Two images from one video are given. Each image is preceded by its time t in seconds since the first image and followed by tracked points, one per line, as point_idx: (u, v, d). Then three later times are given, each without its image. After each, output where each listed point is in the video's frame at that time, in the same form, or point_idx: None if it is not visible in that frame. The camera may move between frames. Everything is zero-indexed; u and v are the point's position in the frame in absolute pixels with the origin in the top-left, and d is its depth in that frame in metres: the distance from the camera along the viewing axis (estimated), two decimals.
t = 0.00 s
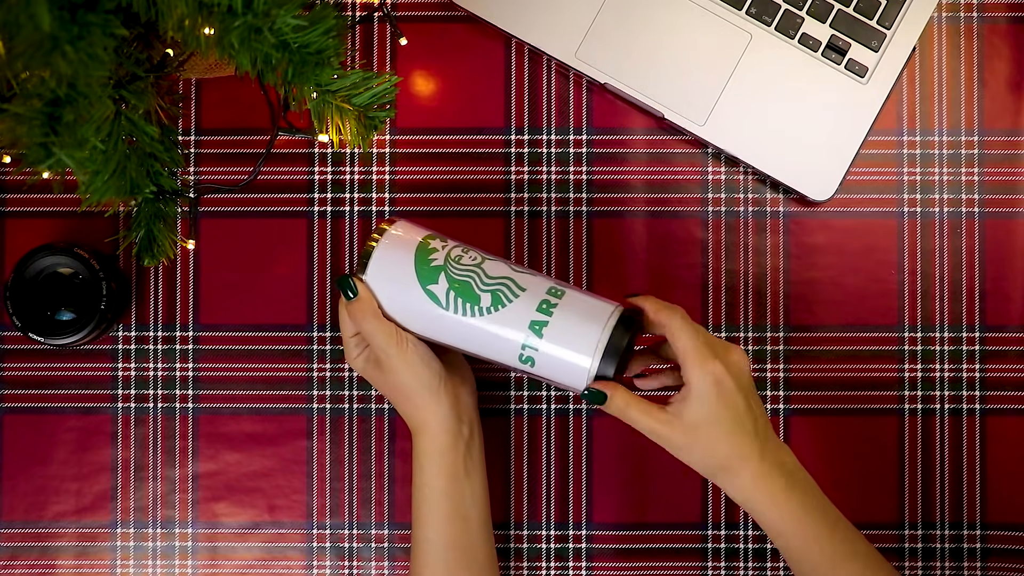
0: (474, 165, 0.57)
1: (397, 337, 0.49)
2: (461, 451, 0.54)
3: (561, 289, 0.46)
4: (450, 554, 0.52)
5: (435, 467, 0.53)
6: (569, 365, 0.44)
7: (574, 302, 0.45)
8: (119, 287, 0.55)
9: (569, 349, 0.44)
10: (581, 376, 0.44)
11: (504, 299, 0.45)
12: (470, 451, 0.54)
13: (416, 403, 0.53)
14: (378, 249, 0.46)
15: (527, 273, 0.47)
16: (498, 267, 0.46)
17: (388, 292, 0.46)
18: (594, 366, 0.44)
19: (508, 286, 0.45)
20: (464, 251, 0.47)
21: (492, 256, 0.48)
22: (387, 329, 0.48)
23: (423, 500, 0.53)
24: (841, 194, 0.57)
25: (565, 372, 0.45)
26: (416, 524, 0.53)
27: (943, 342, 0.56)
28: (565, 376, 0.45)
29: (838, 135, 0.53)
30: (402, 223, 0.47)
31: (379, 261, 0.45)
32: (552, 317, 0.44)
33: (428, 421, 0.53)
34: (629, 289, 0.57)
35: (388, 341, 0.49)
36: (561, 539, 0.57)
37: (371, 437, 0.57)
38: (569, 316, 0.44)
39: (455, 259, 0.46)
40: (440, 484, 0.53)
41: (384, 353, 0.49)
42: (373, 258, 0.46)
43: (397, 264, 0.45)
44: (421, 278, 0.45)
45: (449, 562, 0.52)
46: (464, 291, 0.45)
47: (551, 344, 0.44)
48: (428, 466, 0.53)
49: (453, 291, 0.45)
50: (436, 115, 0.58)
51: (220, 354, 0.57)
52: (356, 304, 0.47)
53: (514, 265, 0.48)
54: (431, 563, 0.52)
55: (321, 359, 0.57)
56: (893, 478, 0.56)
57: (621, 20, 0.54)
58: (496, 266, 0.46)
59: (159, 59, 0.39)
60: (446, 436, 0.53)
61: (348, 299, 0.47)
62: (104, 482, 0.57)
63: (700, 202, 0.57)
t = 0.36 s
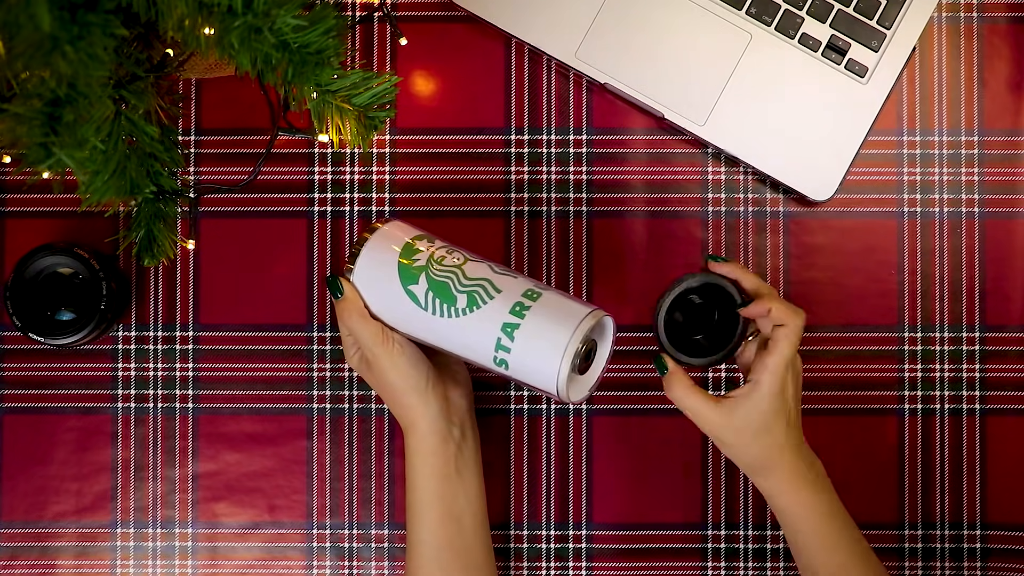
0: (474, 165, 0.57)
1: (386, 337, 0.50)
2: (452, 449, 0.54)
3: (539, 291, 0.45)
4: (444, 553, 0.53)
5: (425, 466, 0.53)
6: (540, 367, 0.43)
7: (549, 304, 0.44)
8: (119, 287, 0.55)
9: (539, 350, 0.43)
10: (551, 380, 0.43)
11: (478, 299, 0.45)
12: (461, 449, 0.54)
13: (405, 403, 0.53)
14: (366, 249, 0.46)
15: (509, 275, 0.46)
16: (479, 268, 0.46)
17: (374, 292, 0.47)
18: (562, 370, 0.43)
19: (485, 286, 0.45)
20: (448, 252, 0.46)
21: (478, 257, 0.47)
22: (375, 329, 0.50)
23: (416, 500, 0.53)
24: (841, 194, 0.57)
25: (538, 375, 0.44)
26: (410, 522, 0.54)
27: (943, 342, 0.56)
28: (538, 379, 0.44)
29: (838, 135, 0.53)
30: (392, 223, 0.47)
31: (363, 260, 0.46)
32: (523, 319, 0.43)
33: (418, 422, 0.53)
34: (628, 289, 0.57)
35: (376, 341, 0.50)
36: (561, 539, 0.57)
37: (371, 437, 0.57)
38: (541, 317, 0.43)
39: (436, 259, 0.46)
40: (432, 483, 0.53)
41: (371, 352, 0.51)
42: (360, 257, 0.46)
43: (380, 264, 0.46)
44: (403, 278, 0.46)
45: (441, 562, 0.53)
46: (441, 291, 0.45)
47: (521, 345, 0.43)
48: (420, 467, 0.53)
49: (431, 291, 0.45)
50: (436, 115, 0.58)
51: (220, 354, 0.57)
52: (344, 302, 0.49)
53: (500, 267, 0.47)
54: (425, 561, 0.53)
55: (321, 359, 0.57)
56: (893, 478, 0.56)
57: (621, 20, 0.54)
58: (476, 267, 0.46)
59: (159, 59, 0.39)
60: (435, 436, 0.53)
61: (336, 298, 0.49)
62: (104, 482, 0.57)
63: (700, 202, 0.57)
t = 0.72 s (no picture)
0: (474, 165, 0.57)
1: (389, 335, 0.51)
2: (452, 448, 0.54)
3: (545, 293, 0.45)
4: (443, 552, 0.53)
5: (424, 465, 0.54)
6: (545, 368, 0.43)
7: (556, 307, 0.44)
8: (119, 287, 0.55)
9: (544, 351, 0.43)
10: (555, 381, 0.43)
11: (484, 299, 0.45)
12: (461, 447, 0.54)
13: (407, 403, 0.53)
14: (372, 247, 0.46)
15: (515, 276, 0.46)
16: (485, 269, 0.46)
17: (378, 290, 0.46)
18: (568, 374, 0.43)
19: (491, 287, 0.45)
20: (454, 252, 0.47)
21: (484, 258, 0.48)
22: (378, 327, 0.51)
23: (416, 498, 0.54)
24: (841, 194, 0.57)
25: (543, 376, 0.44)
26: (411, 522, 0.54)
27: (943, 342, 0.56)
28: (541, 381, 0.44)
29: (838, 135, 0.53)
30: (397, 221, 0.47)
31: (368, 258, 0.46)
32: (529, 320, 0.44)
33: (418, 421, 0.53)
34: (628, 289, 0.57)
35: (378, 338, 0.51)
36: (561, 539, 0.57)
37: (371, 437, 0.57)
38: (547, 318, 0.44)
39: (443, 259, 0.46)
40: (431, 482, 0.53)
41: (374, 349, 0.52)
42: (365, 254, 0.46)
43: (386, 262, 0.46)
44: (410, 276, 0.46)
45: (441, 560, 0.53)
46: (448, 291, 0.45)
47: (526, 345, 0.44)
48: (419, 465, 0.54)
49: (438, 290, 0.45)
50: (436, 115, 0.58)
51: (221, 354, 0.57)
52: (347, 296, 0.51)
53: (505, 268, 0.47)
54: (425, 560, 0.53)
55: (321, 359, 0.57)
56: (893, 478, 0.56)
57: (621, 20, 0.54)
58: (483, 268, 0.46)
59: (159, 59, 0.39)
60: (434, 435, 0.54)
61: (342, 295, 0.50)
62: (104, 482, 0.57)
63: (700, 202, 0.57)
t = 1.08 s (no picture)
0: (474, 165, 0.57)
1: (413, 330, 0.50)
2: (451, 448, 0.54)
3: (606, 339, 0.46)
4: (442, 549, 0.53)
5: (422, 464, 0.53)
6: (591, 418, 0.46)
7: (616, 361, 0.45)
8: (119, 287, 0.55)
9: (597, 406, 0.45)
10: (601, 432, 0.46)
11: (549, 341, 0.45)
12: (459, 447, 0.55)
13: (411, 409, 0.53)
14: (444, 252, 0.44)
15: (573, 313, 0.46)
16: (550, 303, 0.45)
17: (434, 294, 0.44)
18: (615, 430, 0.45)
19: (557, 328, 0.45)
20: (520, 276, 0.45)
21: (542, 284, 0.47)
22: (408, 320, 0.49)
23: (414, 498, 0.53)
24: (841, 194, 0.57)
25: (590, 423, 0.46)
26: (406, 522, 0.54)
27: (943, 342, 0.56)
28: (585, 428, 0.46)
29: (838, 135, 0.53)
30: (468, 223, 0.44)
31: (437, 264, 0.43)
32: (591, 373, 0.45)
33: (416, 420, 0.53)
34: (629, 288, 0.57)
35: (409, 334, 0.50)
36: (561, 539, 0.57)
37: (371, 437, 0.57)
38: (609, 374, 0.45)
39: (511, 284, 0.45)
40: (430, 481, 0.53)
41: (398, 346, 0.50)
42: (434, 257, 0.43)
43: (454, 271, 0.44)
44: (475, 296, 0.44)
45: (440, 558, 0.53)
46: (513, 325, 0.45)
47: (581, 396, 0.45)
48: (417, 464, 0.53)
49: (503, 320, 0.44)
50: (436, 115, 0.58)
51: (220, 354, 0.57)
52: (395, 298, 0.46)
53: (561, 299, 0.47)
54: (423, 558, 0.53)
55: (321, 359, 0.57)
56: (893, 478, 0.56)
57: (620, 20, 0.54)
58: (550, 301, 0.45)
59: (159, 59, 0.39)
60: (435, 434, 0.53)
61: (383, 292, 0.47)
62: (104, 482, 0.57)
63: (700, 202, 0.57)
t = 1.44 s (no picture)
0: (475, 165, 0.57)
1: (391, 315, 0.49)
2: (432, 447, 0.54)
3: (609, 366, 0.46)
4: (427, 548, 0.53)
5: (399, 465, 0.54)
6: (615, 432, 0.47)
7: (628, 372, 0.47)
8: (119, 287, 0.55)
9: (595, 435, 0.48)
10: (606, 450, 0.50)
11: (545, 382, 0.47)
12: (438, 444, 0.55)
13: (385, 412, 0.53)
14: (443, 272, 0.44)
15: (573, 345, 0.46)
16: (546, 346, 0.46)
17: (435, 325, 0.46)
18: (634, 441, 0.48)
19: (549, 373, 0.46)
20: (512, 322, 0.45)
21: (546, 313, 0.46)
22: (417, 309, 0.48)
23: (399, 499, 0.54)
24: (841, 194, 0.57)
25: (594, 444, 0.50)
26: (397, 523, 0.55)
27: (943, 342, 0.56)
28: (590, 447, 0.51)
29: (838, 135, 0.53)
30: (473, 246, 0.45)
31: (444, 289, 0.44)
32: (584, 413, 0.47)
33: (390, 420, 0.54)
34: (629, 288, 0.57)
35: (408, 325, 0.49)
36: (561, 539, 0.57)
37: (371, 437, 0.57)
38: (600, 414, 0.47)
39: (504, 328, 0.45)
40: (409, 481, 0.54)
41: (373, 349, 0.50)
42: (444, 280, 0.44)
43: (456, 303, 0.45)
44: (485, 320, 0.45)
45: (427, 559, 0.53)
46: (507, 368, 0.47)
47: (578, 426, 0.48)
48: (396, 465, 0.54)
49: (495, 364, 0.47)
50: (436, 115, 0.58)
51: (220, 354, 0.57)
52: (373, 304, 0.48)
53: (562, 327, 0.46)
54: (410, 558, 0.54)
55: (321, 359, 0.57)
56: (893, 478, 0.56)
57: (620, 20, 0.54)
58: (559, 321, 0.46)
59: (159, 59, 0.39)
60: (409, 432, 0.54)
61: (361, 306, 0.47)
62: (104, 482, 0.57)
63: (700, 202, 0.57)
